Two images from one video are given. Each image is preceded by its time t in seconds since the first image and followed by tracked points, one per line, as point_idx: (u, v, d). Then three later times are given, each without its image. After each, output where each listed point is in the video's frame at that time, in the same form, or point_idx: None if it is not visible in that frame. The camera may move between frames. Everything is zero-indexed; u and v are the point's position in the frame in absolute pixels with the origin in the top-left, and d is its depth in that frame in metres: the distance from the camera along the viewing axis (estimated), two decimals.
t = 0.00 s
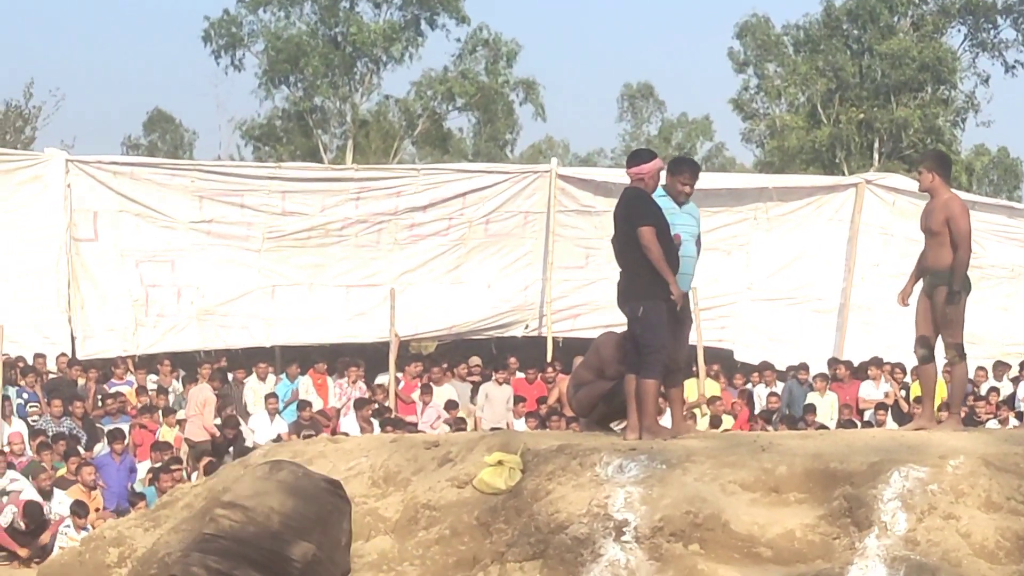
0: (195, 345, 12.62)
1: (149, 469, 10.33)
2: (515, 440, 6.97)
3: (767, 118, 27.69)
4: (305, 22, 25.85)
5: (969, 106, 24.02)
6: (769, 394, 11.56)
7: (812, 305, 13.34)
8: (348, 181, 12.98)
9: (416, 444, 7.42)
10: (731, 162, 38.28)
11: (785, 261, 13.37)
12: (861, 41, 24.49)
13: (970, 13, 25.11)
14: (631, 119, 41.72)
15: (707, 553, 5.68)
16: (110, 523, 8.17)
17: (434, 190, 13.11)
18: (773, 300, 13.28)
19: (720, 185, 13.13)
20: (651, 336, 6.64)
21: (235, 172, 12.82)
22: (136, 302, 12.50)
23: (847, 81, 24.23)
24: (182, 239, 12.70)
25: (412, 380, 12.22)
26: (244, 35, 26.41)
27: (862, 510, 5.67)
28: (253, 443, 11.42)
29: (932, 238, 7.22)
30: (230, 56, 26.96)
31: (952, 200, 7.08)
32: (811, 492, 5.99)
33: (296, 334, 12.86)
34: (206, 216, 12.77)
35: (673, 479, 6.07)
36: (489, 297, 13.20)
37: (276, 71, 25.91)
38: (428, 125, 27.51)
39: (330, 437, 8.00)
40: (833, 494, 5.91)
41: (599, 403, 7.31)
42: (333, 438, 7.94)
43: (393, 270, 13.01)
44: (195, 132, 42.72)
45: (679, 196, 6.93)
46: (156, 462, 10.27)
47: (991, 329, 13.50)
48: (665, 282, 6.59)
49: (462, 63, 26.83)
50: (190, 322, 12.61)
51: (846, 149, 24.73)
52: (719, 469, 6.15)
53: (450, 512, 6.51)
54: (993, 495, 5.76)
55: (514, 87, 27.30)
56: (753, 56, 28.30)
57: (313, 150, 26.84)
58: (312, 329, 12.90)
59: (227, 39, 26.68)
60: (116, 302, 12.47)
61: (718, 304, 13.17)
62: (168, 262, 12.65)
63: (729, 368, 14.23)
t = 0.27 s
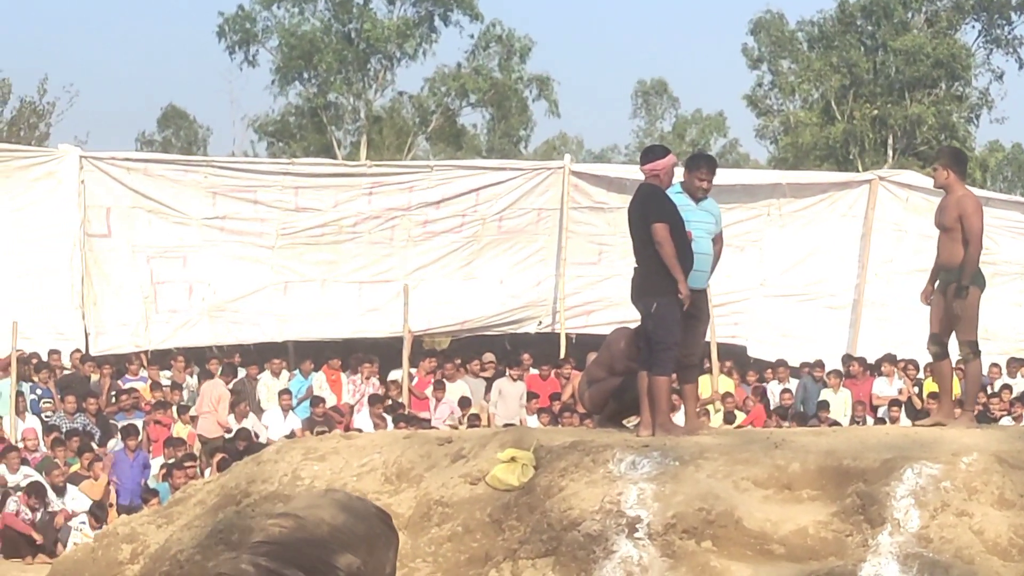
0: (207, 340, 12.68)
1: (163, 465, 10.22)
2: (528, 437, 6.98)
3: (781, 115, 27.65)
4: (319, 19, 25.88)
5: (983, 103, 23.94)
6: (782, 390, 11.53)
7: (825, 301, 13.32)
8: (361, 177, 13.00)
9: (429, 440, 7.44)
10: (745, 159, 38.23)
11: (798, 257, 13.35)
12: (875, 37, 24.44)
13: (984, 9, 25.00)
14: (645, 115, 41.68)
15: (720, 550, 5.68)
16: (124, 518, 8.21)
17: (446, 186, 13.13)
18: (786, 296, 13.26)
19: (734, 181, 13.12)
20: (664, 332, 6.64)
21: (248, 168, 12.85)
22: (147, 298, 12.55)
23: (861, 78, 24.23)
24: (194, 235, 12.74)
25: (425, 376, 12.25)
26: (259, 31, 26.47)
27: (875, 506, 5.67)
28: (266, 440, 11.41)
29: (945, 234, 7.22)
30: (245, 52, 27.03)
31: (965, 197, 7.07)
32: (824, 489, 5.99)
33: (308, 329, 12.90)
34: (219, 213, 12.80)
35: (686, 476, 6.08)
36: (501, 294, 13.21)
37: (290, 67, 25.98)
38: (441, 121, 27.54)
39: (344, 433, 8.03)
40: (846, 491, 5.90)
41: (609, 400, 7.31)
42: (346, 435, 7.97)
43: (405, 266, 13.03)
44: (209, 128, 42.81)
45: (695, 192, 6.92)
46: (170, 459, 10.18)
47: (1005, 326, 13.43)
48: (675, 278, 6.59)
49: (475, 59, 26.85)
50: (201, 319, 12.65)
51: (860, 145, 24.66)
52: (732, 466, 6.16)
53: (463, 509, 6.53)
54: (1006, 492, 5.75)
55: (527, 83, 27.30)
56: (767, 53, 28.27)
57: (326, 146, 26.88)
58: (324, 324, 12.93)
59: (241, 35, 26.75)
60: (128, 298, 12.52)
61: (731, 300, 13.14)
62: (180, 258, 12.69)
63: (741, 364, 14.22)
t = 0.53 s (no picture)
0: (211, 335, 12.68)
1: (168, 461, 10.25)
2: (533, 433, 6.97)
3: (786, 111, 27.63)
4: (324, 15, 25.88)
5: (989, 99, 23.89)
6: (788, 387, 11.54)
7: (830, 297, 13.30)
8: (366, 172, 13.00)
9: (434, 436, 7.44)
10: (750, 155, 38.19)
11: (803, 253, 13.33)
12: (880, 33, 24.36)
13: (990, 5, 24.98)
14: (650, 112, 41.64)
15: (725, 546, 5.69)
16: (130, 514, 8.24)
17: (451, 181, 13.13)
18: (791, 292, 13.26)
19: (739, 176, 13.09)
20: (668, 329, 6.64)
21: (253, 163, 12.86)
22: (151, 293, 12.58)
23: (867, 74, 24.22)
24: (199, 230, 12.76)
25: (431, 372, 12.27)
26: (264, 27, 26.48)
27: (880, 503, 5.67)
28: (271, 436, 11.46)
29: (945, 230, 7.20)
30: (250, 48, 27.03)
31: (965, 193, 7.06)
32: (828, 485, 5.98)
33: (313, 325, 12.92)
34: (224, 208, 12.82)
35: (691, 472, 6.08)
36: (506, 289, 13.20)
37: (296, 64, 25.99)
38: (446, 117, 27.53)
39: (349, 429, 8.04)
40: (851, 487, 5.90)
41: (612, 396, 7.32)
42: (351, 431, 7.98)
43: (410, 262, 13.04)
44: (214, 125, 42.83)
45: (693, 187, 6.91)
46: (175, 454, 10.22)
47: (1012, 322, 13.37)
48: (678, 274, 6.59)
49: (480, 55, 26.84)
50: (205, 314, 12.67)
51: (865, 141, 24.65)
52: (737, 462, 6.16)
53: (468, 505, 6.54)
54: (1010, 488, 5.74)
55: (532, 79, 27.27)
56: (772, 49, 28.24)
57: (331, 142, 26.88)
58: (329, 320, 12.94)
59: (247, 31, 26.75)
60: (132, 294, 12.55)
61: (735, 296, 13.15)
62: (185, 253, 12.72)
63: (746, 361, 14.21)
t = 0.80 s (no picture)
0: (204, 331, 12.66)
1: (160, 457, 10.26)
2: (526, 429, 6.96)
3: (779, 107, 27.64)
4: (317, 11, 25.82)
5: (982, 95, 23.92)
6: (780, 383, 11.56)
7: (822, 293, 13.31)
8: (359, 168, 12.98)
9: (427, 432, 7.42)
10: (744, 151, 38.21)
11: (797, 248, 13.33)
12: (873, 29, 24.35)
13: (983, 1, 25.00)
14: (643, 107, 41.63)
15: (718, 542, 5.68)
16: (122, 510, 8.22)
17: (444, 177, 13.10)
18: (783, 288, 13.26)
19: (733, 171, 13.09)
20: (662, 325, 6.63)
21: (246, 159, 12.82)
22: (144, 289, 12.53)
23: (860, 70, 24.10)
24: (192, 226, 12.72)
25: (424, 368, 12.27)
26: (257, 22, 26.41)
27: (872, 499, 5.67)
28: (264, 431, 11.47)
29: (930, 227, 7.17)
30: (243, 44, 26.97)
31: (951, 190, 7.03)
32: (821, 481, 5.98)
33: (306, 320, 12.90)
34: (217, 204, 12.79)
35: (683, 468, 6.07)
36: (499, 285, 13.19)
37: (289, 59, 25.95)
38: (440, 113, 27.50)
39: (342, 425, 8.02)
40: (843, 483, 5.90)
41: (603, 393, 7.33)
42: (344, 427, 7.97)
43: (403, 258, 13.01)
44: (207, 121, 42.75)
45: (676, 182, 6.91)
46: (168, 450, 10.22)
47: (1004, 317, 13.42)
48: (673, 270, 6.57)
49: (473, 51, 26.80)
50: (198, 309, 12.65)
51: (859, 137, 24.66)
52: (729, 458, 6.15)
53: (461, 501, 6.53)
54: (1003, 484, 5.74)
55: (525, 74, 27.24)
56: (765, 45, 28.24)
57: (324, 138, 26.83)
58: (322, 315, 12.92)
59: (240, 26, 26.70)
60: (124, 289, 12.51)
61: (728, 292, 13.16)
62: (177, 249, 12.67)
63: (739, 357, 14.21)
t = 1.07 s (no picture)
0: (187, 328, 12.62)
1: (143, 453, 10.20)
2: (510, 425, 6.94)
3: (763, 104, 27.68)
4: (301, 8, 25.74)
5: (965, 92, 24.01)
6: (764, 379, 11.58)
7: (805, 289, 13.33)
8: (342, 164, 12.94)
9: (411, 428, 7.38)
10: (727, 147, 38.27)
11: (780, 245, 13.34)
12: (857, 26, 24.41)
13: None
14: (627, 104, 41.64)
15: (701, 539, 5.67)
16: (104, 507, 8.19)
17: (427, 173, 13.07)
18: (766, 285, 13.29)
19: (717, 167, 13.12)
20: (647, 322, 6.62)
21: (229, 155, 12.77)
22: (128, 285, 12.51)
23: (845, 67, 24.19)
24: (175, 223, 12.68)
25: (407, 365, 12.25)
26: (240, 18, 26.30)
27: (855, 495, 5.68)
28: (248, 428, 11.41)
29: (906, 225, 7.15)
30: (227, 40, 26.86)
31: (929, 187, 7.04)
32: (804, 477, 5.97)
33: (290, 317, 12.87)
34: (201, 200, 12.74)
35: (667, 464, 6.06)
36: (483, 281, 13.16)
37: (273, 56, 25.87)
38: (423, 110, 27.44)
39: (325, 421, 7.99)
40: (826, 479, 5.89)
41: (587, 389, 7.33)
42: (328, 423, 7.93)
43: (387, 254, 12.97)
44: (190, 117, 42.59)
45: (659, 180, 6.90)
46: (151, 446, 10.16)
47: (986, 312, 13.47)
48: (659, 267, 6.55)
49: (457, 47, 26.76)
50: (182, 306, 12.62)
51: (842, 134, 24.69)
52: (712, 455, 6.14)
53: (444, 497, 6.51)
54: (986, 480, 5.74)
55: (509, 70, 27.21)
56: (749, 41, 28.26)
57: (307, 135, 26.75)
58: (305, 312, 12.88)
59: (224, 22, 26.59)
60: (107, 286, 12.47)
61: (711, 289, 13.17)
62: (161, 245, 12.64)
63: (723, 353, 14.23)
